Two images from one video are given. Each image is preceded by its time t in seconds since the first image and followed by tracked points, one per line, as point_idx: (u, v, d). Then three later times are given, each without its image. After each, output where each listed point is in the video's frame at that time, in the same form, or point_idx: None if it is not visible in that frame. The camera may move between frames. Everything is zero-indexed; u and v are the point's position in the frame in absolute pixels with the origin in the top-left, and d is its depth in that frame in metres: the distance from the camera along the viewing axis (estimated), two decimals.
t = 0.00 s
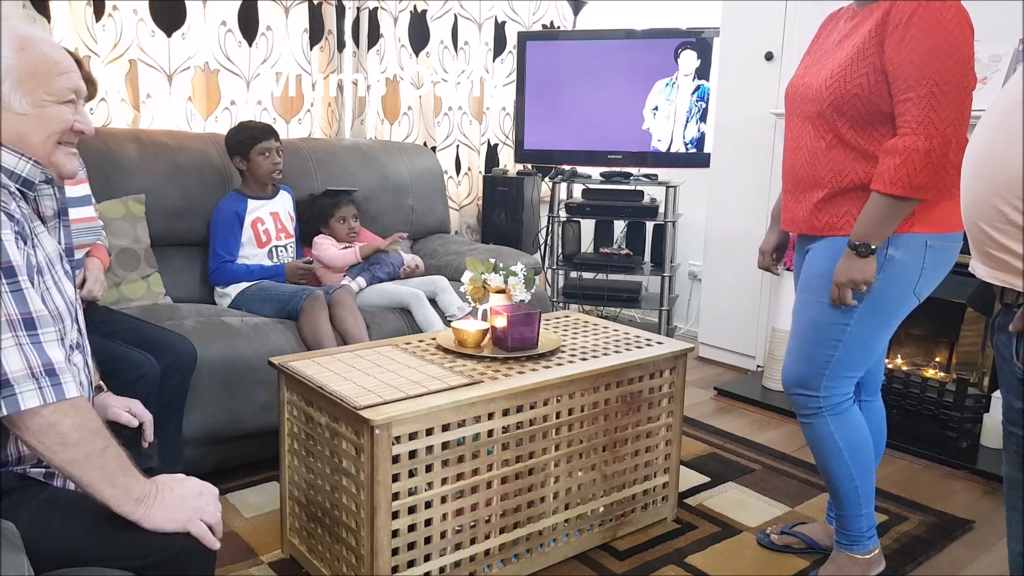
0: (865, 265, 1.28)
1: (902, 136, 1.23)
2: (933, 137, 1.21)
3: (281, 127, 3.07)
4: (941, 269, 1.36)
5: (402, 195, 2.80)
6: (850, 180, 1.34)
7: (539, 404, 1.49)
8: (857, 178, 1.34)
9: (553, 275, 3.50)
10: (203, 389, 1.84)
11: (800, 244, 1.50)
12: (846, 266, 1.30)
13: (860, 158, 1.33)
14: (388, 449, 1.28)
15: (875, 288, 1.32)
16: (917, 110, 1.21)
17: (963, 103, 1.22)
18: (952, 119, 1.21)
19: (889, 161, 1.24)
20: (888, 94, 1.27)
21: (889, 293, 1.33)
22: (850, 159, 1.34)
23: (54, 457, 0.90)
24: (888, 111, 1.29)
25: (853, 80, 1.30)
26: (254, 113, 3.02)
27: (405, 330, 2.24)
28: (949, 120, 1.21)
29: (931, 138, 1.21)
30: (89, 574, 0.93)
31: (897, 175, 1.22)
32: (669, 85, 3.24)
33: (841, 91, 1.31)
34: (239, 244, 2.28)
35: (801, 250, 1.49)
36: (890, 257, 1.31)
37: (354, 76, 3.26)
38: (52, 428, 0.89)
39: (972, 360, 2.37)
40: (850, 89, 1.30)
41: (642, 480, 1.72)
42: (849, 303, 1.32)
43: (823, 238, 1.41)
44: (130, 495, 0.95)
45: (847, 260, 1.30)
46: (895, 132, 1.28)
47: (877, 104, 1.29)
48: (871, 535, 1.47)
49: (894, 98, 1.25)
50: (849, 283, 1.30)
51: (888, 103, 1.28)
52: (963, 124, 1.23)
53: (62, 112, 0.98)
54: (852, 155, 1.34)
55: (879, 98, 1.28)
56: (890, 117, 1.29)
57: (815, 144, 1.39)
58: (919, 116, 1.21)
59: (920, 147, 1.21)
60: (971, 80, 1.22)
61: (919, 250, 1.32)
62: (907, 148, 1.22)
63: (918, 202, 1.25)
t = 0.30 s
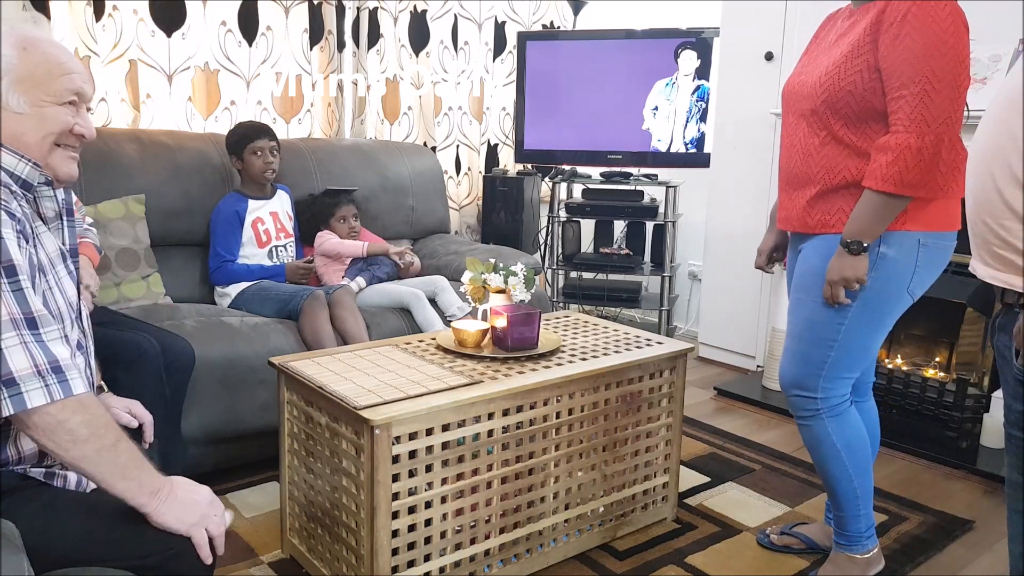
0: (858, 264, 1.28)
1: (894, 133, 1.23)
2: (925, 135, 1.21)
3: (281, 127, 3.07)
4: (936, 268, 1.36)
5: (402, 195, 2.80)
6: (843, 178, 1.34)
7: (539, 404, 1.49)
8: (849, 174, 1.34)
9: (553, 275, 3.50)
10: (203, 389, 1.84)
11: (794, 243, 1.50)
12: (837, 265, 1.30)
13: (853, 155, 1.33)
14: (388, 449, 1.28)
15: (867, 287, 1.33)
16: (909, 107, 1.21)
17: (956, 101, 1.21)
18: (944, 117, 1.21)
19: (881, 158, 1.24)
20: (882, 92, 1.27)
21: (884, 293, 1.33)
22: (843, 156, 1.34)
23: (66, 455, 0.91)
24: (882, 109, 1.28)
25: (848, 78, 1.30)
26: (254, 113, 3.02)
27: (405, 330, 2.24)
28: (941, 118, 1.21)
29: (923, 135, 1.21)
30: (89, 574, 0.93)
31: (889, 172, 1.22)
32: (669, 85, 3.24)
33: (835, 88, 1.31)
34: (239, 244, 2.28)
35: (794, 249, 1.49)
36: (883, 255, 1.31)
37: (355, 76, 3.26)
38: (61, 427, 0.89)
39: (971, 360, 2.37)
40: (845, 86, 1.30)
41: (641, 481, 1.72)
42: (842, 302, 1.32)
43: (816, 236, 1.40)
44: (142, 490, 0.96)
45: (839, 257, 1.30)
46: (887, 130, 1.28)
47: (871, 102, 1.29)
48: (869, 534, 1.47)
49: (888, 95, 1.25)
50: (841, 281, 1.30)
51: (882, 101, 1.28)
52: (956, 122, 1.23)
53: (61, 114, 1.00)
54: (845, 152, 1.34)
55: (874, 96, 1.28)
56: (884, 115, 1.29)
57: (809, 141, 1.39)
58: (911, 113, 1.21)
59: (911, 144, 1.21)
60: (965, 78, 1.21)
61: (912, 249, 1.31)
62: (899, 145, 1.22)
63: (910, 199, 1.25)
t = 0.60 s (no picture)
0: (854, 261, 1.28)
1: (894, 129, 1.23)
2: (923, 131, 1.21)
3: (281, 127, 3.07)
4: (932, 267, 1.36)
5: (402, 195, 2.80)
6: (839, 174, 1.34)
7: (539, 404, 1.49)
8: (845, 170, 1.34)
9: (553, 275, 3.50)
10: (204, 389, 1.84)
11: (788, 241, 1.49)
12: (833, 261, 1.30)
13: (851, 151, 1.33)
14: (388, 449, 1.28)
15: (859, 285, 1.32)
16: (909, 103, 1.21)
17: (955, 100, 1.22)
18: (943, 115, 1.22)
19: (879, 153, 1.24)
20: (883, 89, 1.27)
21: (880, 292, 1.33)
22: (840, 151, 1.34)
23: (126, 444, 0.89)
24: (881, 105, 1.29)
25: (848, 74, 1.30)
26: (254, 113, 3.02)
27: (405, 330, 2.24)
28: (940, 115, 1.21)
29: (922, 132, 1.21)
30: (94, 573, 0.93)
31: (887, 167, 1.22)
32: (669, 85, 3.24)
33: (835, 84, 1.31)
34: (239, 244, 2.28)
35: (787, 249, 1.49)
36: (879, 253, 1.31)
37: (354, 76, 3.26)
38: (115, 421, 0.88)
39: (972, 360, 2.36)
40: (845, 82, 1.30)
41: (641, 481, 1.72)
42: (839, 299, 1.32)
43: (810, 232, 1.40)
44: (190, 460, 0.96)
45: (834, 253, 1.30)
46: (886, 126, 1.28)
47: (871, 99, 1.29)
48: (868, 533, 1.47)
49: (888, 91, 1.25)
50: (838, 277, 1.30)
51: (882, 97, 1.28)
52: (954, 120, 1.23)
53: (71, 111, 1.04)
54: (842, 147, 1.34)
55: (873, 92, 1.28)
56: (883, 112, 1.29)
57: (806, 137, 1.39)
58: (911, 109, 1.21)
59: (910, 140, 1.21)
60: (964, 77, 1.22)
61: (909, 248, 1.31)
62: (897, 140, 1.22)
63: (906, 195, 1.25)
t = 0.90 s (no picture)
0: (863, 257, 1.28)
1: (909, 125, 1.22)
2: (938, 128, 1.21)
3: (281, 127, 3.07)
4: (933, 267, 1.36)
5: (402, 195, 2.80)
6: (848, 170, 1.34)
7: (539, 404, 1.49)
8: (854, 166, 1.33)
9: (553, 275, 3.50)
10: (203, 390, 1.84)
11: (791, 240, 1.49)
12: (847, 257, 1.29)
13: (860, 148, 1.33)
14: (389, 448, 1.28)
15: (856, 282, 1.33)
16: (925, 100, 1.21)
17: (968, 98, 1.22)
18: (958, 113, 1.22)
19: (894, 149, 1.23)
20: (894, 85, 1.27)
21: (883, 290, 1.33)
22: (847, 148, 1.34)
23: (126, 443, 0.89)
24: (893, 102, 1.29)
25: (859, 70, 1.30)
26: (254, 113, 3.02)
27: (405, 331, 2.24)
28: (955, 113, 1.22)
29: (937, 129, 1.21)
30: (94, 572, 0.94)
31: (904, 163, 1.22)
32: (669, 85, 3.24)
33: (845, 80, 1.31)
34: (239, 244, 2.28)
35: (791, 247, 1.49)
36: (882, 253, 1.31)
37: (354, 76, 3.26)
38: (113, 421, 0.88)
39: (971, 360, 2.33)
40: (855, 78, 1.30)
41: (641, 480, 1.72)
42: (844, 296, 1.32)
43: (816, 230, 1.40)
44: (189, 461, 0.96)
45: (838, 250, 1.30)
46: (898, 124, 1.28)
47: (881, 95, 1.29)
48: (866, 531, 1.47)
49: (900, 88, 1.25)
50: (849, 272, 1.29)
51: (893, 94, 1.28)
52: (968, 118, 1.23)
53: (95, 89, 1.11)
54: (849, 144, 1.34)
55: (884, 89, 1.28)
56: (894, 109, 1.29)
57: (813, 133, 1.39)
58: (926, 105, 1.21)
59: (926, 136, 1.21)
60: (978, 77, 1.22)
61: (912, 247, 1.31)
62: (912, 137, 1.22)
63: (919, 192, 1.25)
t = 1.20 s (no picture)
0: (873, 255, 1.28)
1: (911, 123, 1.22)
2: (939, 124, 1.21)
3: (281, 127, 3.07)
4: (942, 269, 1.35)
5: (402, 195, 2.80)
6: (853, 172, 1.34)
7: (540, 404, 1.49)
8: (859, 168, 1.34)
9: (553, 275, 3.50)
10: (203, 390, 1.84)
11: (804, 243, 1.49)
12: (856, 258, 1.29)
13: (863, 149, 1.33)
14: (388, 448, 1.28)
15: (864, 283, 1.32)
16: (923, 96, 1.21)
17: (967, 91, 1.21)
18: (959, 107, 1.21)
19: (895, 148, 1.23)
20: (892, 83, 1.27)
21: (892, 291, 1.33)
22: (851, 150, 1.34)
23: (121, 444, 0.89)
24: (892, 101, 1.29)
25: (856, 70, 1.30)
26: (254, 112, 3.02)
27: (405, 330, 2.24)
28: (955, 107, 1.21)
29: (938, 124, 1.21)
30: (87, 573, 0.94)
31: (906, 160, 1.21)
32: (669, 85, 3.24)
33: (844, 81, 1.32)
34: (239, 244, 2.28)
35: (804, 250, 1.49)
36: (892, 256, 1.31)
37: (355, 76, 3.25)
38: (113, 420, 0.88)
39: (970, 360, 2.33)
40: (853, 79, 1.31)
41: (641, 480, 1.72)
42: (862, 297, 1.31)
43: (826, 235, 1.40)
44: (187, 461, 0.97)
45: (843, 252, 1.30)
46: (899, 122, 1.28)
47: (880, 94, 1.29)
48: (868, 532, 1.47)
49: (898, 86, 1.25)
50: (865, 275, 1.29)
51: (892, 93, 1.28)
52: (969, 111, 1.23)
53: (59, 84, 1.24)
54: (853, 145, 1.34)
55: (883, 88, 1.28)
56: (894, 107, 1.29)
57: (815, 137, 1.39)
58: (924, 101, 1.21)
59: (927, 132, 1.21)
60: (976, 69, 1.22)
61: (922, 250, 1.32)
62: (913, 134, 1.21)
63: (925, 189, 1.25)
